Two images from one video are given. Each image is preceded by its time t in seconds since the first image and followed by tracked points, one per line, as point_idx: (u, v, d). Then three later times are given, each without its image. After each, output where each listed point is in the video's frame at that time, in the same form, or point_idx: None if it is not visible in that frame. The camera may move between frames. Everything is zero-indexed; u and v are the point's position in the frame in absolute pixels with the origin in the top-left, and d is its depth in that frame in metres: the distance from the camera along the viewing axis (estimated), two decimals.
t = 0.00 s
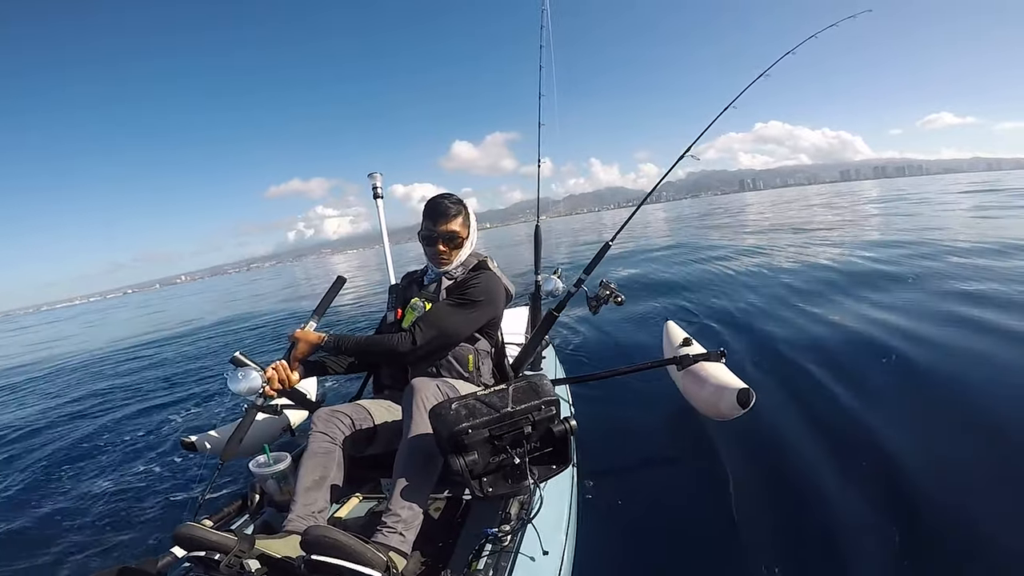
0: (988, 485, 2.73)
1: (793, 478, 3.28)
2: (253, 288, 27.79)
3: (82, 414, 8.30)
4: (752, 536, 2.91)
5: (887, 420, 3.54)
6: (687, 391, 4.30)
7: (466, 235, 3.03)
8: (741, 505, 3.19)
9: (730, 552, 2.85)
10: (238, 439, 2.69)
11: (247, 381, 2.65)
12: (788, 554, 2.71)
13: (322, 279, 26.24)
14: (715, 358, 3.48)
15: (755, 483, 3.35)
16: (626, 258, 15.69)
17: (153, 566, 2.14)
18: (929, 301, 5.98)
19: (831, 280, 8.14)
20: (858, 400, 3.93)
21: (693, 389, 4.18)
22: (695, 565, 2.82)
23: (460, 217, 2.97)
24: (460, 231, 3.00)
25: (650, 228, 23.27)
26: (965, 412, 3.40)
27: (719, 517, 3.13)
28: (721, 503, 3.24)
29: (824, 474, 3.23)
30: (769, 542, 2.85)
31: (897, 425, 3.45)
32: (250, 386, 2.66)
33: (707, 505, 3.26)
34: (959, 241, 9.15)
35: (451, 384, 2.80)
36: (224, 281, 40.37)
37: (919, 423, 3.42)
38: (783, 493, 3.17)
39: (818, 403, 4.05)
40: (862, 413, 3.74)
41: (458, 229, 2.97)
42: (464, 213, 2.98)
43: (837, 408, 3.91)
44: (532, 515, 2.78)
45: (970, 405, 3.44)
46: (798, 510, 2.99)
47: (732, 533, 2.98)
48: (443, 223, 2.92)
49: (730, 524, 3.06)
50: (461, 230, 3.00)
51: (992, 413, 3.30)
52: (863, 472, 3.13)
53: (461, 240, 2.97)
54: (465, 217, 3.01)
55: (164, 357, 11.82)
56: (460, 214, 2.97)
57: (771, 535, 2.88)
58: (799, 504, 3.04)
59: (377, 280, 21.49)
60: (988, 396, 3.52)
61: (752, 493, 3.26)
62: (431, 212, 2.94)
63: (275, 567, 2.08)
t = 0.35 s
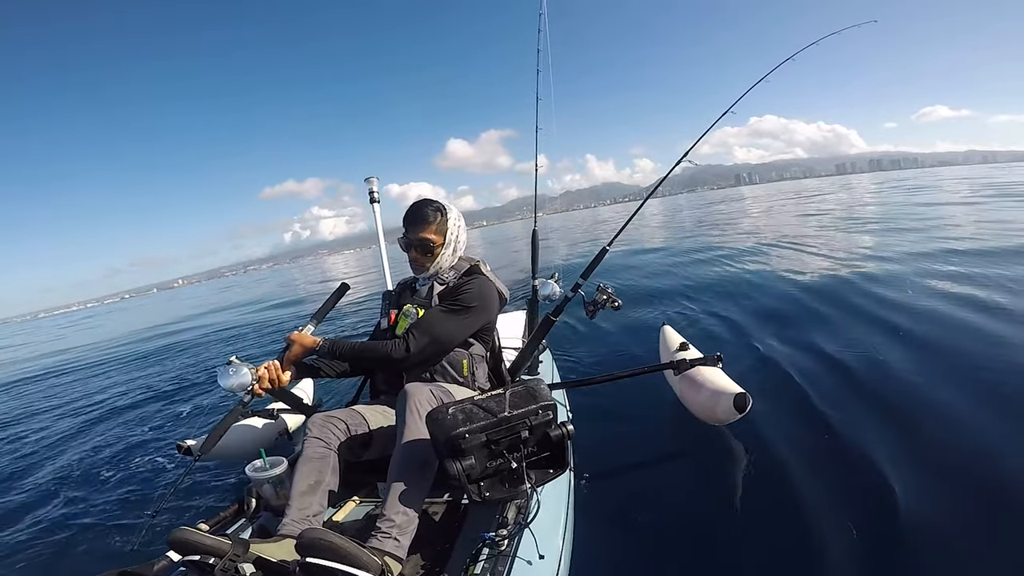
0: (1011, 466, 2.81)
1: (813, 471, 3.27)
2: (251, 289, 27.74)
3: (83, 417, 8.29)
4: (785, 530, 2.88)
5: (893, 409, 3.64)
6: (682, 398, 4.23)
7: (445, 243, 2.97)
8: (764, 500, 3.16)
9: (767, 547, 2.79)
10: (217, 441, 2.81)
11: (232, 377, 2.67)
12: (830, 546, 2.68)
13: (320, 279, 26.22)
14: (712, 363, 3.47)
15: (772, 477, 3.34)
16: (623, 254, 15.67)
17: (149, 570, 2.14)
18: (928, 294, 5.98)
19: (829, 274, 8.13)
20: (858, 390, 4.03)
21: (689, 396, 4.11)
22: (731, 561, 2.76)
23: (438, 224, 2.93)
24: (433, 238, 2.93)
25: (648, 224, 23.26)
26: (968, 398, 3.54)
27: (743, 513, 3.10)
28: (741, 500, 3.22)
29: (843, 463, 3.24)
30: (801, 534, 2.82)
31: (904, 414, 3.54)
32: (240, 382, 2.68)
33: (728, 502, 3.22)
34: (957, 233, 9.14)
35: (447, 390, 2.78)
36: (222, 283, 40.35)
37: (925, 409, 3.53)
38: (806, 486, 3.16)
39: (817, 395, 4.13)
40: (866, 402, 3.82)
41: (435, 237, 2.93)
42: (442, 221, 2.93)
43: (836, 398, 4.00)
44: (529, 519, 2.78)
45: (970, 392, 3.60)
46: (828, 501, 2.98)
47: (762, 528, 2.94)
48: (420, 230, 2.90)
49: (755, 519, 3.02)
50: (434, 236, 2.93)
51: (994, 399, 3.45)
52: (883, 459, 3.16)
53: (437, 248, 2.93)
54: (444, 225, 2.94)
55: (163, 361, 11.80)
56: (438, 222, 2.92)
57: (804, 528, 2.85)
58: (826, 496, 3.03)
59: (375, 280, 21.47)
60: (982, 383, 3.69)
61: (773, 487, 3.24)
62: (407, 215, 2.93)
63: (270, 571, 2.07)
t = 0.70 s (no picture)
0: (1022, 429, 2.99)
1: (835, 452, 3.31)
2: (251, 289, 27.79)
3: (87, 415, 8.36)
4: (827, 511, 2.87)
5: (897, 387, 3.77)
6: (682, 394, 4.26)
7: (440, 238, 2.98)
8: (792, 483, 3.16)
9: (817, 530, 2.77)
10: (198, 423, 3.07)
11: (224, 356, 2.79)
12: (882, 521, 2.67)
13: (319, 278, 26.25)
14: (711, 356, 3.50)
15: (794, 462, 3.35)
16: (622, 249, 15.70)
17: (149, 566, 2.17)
18: (925, 285, 6.02)
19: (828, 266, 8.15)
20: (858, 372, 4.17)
21: (687, 391, 4.14)
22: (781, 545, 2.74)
23: (433, 218, 2.95)
24: (429, 233, 2.96)
25: (647, 219, 23.27)
26: (963, 373, 3.75)
27: (775, 497, 3.08)
28: (767, 485, 3.21)
29: (863, 442, 3.30)
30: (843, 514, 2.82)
31: (908, 391, 3.68)
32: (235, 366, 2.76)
33: (756, 489, 3.21)
34: (956, 224, 9.16)
35: (446, 384, 2.81)
36: (222, 283, 40.39)
37: (930, 386, 3.68)
38: (833, 467, 3.18)
39: (817, 380, 4.23)
40: (867, 383, 3.95)
41: (430, 231, 2.95)
42: (437, 215, 2.95)
43: (834, 386, 4.06)
44: (528, 513, 2.81)
45: (964, 367, 3.82)
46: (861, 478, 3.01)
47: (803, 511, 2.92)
48: (415, 225, 2.95)
49: (789, 502, 3.02)
50: (430, 231, 2.96)
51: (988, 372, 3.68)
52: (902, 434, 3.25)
53: (431, 243, 2.95)
54: (440, 220, 2.97)
55: (165, 359, 11.87)
56: (434, 216, 2.95)
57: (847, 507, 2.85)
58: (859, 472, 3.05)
59: (375, 278, 21.50)
60: (975, 367, 3.79)
61: (798, 472, 3.24)
62: (404, 210, 2.97)
63: (269, 565, 2.11)
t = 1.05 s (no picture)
0: None
1: (855, 443, 3.33)
2: (251, 289, 27.79)
3: (87, 412, 8.37)
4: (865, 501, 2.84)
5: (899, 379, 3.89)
6: (683, 384, 4.29)
7: (445, 233, 3.00)
8: (818, 477, 3.14)
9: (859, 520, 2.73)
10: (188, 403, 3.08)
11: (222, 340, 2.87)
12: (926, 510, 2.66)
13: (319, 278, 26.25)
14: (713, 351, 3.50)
15: (812, 456, 3.34)
16: (623, 250, 15.72)
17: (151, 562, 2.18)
18: (927, 282, 6.04)
19: (829, 267, 8.16)
20: (858, 365, 4.28)
21: (688, 382, 4.17)
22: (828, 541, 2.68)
23: (438, 213, 2.97)
24: (433, 227, 2.99)
25: (647, 221, 23.30)
26: (961, 361, 3.89)
27: (805, 492, 3.05)
28: (789, 481, 3.18)
29: (880, 433, 3.34)
30: (866, 506, 2.82)
31: (915, 381, 3.75)
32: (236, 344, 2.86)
33: (782, 485, 3.17)
34: (957, 226, 9.18)
35: (449, 378, 2.83)
36: (222, 284, 40.39)
37: (932, 375, 3.80)
38: (858, 459, 3.17)
39: (821, 378, 4.25)
40: (870, 376, 4.04)
41: (434, 226, 2.97)
42: (442, 210, 2.97)
43: (838, 383, 4.07)
44: (530, 507, 2.81)
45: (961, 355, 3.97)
46: (891, 467, 3.01)
47: (837, 504, 2.89)
48: (420, 219, 2.97)
49: (819, 495, 2.99)
50: (434, 225, 2.99)
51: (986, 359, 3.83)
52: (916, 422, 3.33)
53: (434, 237, 2.97)
54: (444, 214, 2.99)
55: (166, 357, 11.88)
56: (440, 210, 2.98)
57: (885, 496, 2.83)
58: (887, 462, 3.07)
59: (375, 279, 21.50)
60: (979, 362, 3.81)
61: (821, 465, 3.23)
62: (409, 204, 3.00)
63: (271, 559, 2.11)
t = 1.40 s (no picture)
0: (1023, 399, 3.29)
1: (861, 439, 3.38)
2: (251, 289, 27.79)
3: (90, 412, 8.37)
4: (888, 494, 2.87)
5: (894, 376, 4.01)
6: (687, 388, 4.29)
7: (450, 236, 3.00)
8: (830, 475, 3.16)
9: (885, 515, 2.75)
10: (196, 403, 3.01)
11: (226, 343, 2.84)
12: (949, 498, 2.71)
13: (320, 279, 26.25)
14: (718, 354, 3.48)
15: (820, 454, 3.37)
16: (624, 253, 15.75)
17: (155, 564, 2.17)
18: (929, 286, 6.06)
19: (831, 271, 8.18)
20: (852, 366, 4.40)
21: (694, 386, 4.17)
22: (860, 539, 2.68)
23: (444, 216, 2.98)
24: (438, 230, 2.99)
25: (648, 224, 23.37)
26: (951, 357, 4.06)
27: (825, 491, 3.06)
28: (804, 483, 3.18)
29: (883, 428, 3.42)
30: (870, 501, 2.88)
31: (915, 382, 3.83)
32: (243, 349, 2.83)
33: (798, 486, 3.18)
34: (958, 231, 9.21)
35: (455, 382, 2.83)
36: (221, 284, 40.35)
37: (926, 372, 3.95)
38: (864, 453, 3.23)
39: (823, 380, 4.30)
40: (863, 375, 4.17)
41: (440, 229, 2.98)
42: (447, 213, 2.98)
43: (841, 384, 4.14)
44: (534, 511, 2.79)
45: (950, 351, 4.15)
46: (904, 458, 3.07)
47: (859, 502, 2.91)
48: (426, 222, 2.98)
49: (836, 494, 3.01)
50: (440, 229, 2.99)
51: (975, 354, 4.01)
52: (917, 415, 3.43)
53: (440, 240, 2.97)
54: (450, 218, 2.99)
55: (167, 357, 11.88)
56: (446, 214, 2.98)
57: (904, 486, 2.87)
58: (899, 454, 3.12)
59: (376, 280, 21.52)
60: (980, 360, 3.88)
61: (832, 463, 3.26)
62: (415, 207, 3.00)
63: (277, 562, 2.10)
